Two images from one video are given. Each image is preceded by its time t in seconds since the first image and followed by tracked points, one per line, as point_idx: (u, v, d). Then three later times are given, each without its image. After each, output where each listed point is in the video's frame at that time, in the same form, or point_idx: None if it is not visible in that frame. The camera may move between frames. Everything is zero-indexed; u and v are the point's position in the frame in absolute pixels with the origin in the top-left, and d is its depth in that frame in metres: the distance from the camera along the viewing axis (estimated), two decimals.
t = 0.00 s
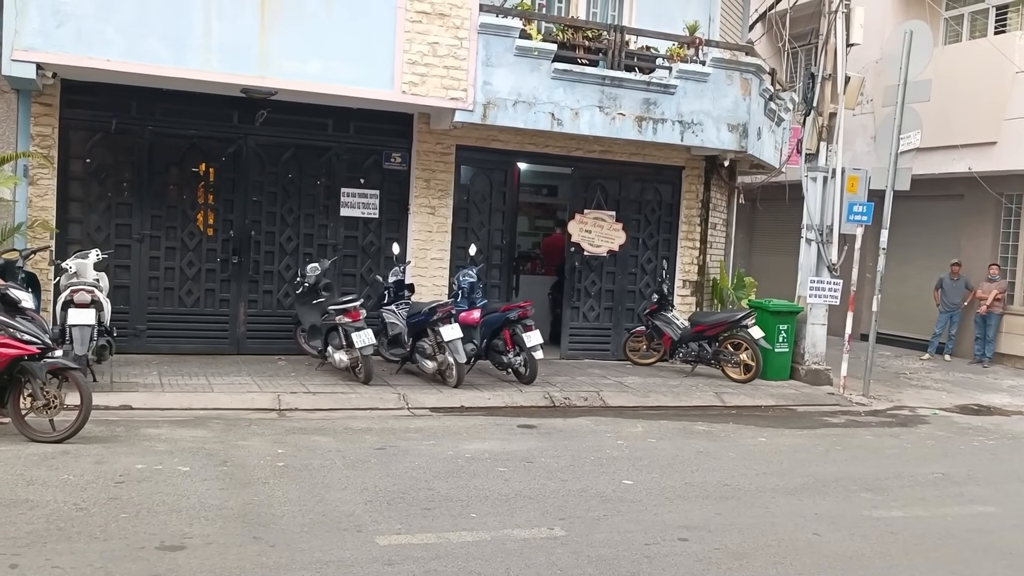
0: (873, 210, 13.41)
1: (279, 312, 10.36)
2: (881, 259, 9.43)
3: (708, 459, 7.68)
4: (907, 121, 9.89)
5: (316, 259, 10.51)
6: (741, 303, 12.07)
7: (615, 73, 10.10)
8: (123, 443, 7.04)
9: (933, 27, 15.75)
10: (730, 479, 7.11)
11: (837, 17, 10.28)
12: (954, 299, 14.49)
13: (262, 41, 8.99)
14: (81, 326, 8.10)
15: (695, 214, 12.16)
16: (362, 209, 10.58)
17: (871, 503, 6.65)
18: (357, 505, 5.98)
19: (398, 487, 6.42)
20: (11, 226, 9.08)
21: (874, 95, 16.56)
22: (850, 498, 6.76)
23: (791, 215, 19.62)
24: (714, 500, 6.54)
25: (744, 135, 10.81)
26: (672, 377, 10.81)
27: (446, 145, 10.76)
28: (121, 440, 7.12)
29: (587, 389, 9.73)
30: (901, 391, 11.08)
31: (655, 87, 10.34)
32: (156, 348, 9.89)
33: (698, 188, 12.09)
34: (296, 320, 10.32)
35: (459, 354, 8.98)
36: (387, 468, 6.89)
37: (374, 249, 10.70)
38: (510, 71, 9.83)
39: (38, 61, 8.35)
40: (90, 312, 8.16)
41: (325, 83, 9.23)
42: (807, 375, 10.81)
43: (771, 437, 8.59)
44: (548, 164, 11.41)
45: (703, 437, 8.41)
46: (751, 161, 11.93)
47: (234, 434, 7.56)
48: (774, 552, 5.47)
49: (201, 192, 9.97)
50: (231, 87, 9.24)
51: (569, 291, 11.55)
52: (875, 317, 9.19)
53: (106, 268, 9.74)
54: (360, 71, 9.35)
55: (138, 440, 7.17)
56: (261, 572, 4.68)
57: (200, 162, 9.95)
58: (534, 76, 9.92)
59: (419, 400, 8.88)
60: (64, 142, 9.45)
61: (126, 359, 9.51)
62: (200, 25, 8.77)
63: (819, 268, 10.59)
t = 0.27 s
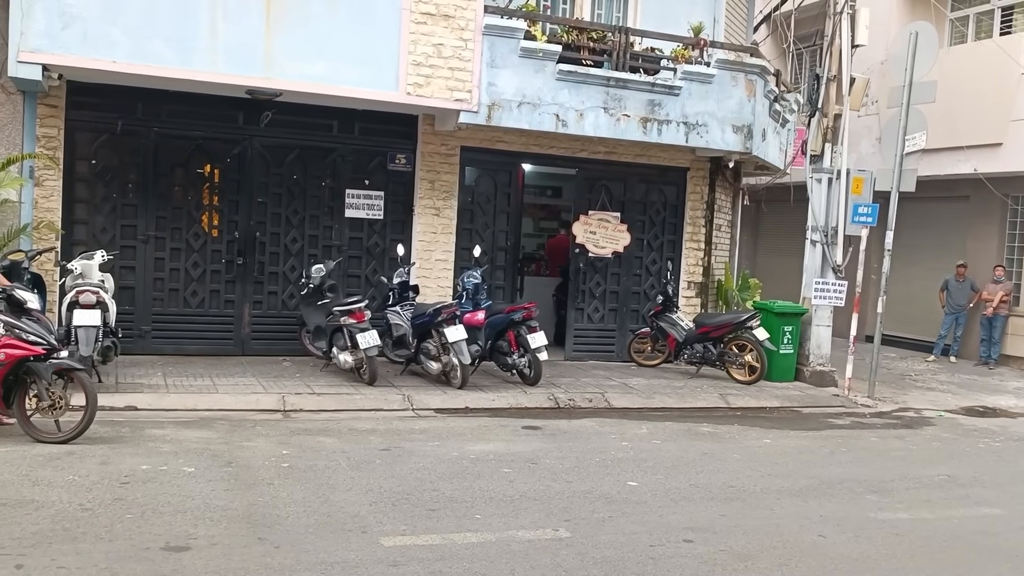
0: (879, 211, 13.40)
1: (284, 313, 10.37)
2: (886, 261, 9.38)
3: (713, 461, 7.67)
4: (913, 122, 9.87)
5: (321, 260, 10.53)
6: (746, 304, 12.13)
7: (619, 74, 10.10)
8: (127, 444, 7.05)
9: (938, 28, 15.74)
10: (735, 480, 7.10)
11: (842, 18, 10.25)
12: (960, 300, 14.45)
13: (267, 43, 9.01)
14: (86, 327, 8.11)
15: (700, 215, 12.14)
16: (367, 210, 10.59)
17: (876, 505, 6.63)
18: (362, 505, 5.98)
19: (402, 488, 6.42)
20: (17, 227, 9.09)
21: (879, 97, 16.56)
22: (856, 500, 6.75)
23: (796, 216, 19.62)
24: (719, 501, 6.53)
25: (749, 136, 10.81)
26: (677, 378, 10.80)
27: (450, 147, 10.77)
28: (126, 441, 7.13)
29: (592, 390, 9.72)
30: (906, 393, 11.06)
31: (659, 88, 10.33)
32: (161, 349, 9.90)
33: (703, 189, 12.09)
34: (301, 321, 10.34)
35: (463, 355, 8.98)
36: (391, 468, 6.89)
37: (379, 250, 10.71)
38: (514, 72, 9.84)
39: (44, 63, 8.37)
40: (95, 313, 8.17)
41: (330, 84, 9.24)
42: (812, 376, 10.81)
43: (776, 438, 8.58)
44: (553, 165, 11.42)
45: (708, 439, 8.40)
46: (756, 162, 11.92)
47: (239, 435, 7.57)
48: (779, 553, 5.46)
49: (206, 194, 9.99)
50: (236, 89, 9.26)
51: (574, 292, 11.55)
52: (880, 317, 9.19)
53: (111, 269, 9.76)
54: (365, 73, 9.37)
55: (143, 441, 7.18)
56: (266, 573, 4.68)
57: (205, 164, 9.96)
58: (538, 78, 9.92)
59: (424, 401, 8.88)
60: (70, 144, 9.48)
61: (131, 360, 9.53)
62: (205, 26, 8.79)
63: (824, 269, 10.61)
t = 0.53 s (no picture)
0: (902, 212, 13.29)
1: (305, 315, 10.42)
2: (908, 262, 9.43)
3: (734, 463, 7.63)
4: (936, 122, 9.79)
5: (342, 261, 10.57)
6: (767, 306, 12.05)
7: (640, 75, 10.08)
8: (150, 444, 7.10)
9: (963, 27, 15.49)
10: (755, 483, 7.06)
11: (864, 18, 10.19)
12: (984, 302, 14.32)
13: (289, 45, 9.05)
14: (109, 328, 8.16)
15: (721, 216, 12.10)
16: (387, 211, 10.62)
17: (899, 508, 6.58)
18: (383, 506, 5.99)
19: (423, 489, 6.43)
20: (42, 229, 9.18)
21: (902, 97, 16.44)
22: (879, 503, 6.70)
23: (817, 217, 19.51)
24: (740, 504, 6.50)
25: (769, 137, 10.76)
26: (697, 380, 10.76)
27: (470, 148, 10.78)
28: (148, 441, 7.18)
29: (613, 392, 9.70)
30: (929, 395, 10.96)
31: (680, 89, 10.31)
32: (183, 350, 9.97)
33: (724, 190, 12.04)
34: (322, 322, 10.38)
35: (483, 356, 8.99)
36: (412, 469, 6.90)
37: (399, 252, 10.74)
38: (535, 73, 9.83)
39: (68, 66, 8.45)
40: (119, 314, 8.23)
41: (351, 86, 9.27)
42: (834, 378, 10.72)
43: (797, 441, 8.53)
44: (572, 166, 11.41)
45: (729, 441, 8.36)
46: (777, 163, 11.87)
47: (261, 435, 7.61)
48: (801, 556, 5.43)
49: (228, 195, 10.05)
50: (258, 91, 9.32)
51: (594, 294, 11.53)
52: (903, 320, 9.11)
53: (134, 270, 9.83)
54: (386, 75, 9.40)
55: (165, 441, 7.22)
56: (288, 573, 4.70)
57: (227, 166, 10.02)
58: (558, 79, 9.91)
59: (444, 402, 8.89)
60: (94, 146, 9.56)
61: (153, 361, 9.59)
62: (227, 29, 8.85)
63: (846, 271, 10.54)
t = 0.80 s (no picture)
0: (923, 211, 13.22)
1: (324, 315, 10.47)
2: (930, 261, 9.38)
3: (754, 463, 7.60)
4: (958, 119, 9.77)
5: (361, 261, 10.60)
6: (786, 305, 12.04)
7: (659, 74, 10.06)
8: (171, 443, 7.15)
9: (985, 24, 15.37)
10: (775, 483, 7.03)
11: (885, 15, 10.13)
12: (1007, 301, 14.21)
13: (308, 46, 9.09)
14: (131, 328, 8.21)
15: (740, 215, 12.05)
16: (406, 212, 10.65)
17: (921, 508, 6.53)
18: (402, 506, 6.01)
19: (443, 488, 6.44)
20: (65, 230, 9.24)
21: (923, 95, 16.33)
22: (900, 503, 6.65)
23: (837, 216, 19.42)
24: (759, 504, 6.48)
25: (789, 136, 10.72)
26: (717, 380, 10.73)
27: (489, 148, 10.79)
28: (170, 441, 7.23)
29: (632, 392, 9.69)
30: (951, 395, 10.88)
31: (699, 88, 10.28)
32: (203, 350, 10.02)
33: (743, 189, 12.00)
34: (341, 322, 10.42)
35: (502, 356, 9.00)
36: (431, 469, 6.92)
37: (418, 252, 10.76)
38: (553, 73, 9.83)
39: (90, 69, 8.53)
40: (140, 314, 8.28)
41: (370, 87, 9.30)
42: (854, 378, 10.67)
43: (818, 441, 8.49)
44: (591, 165, 11.40)
45: (748, 441, 8.33)
46: (796, 162, 11.81)
47: (281, 435, 7.64)
48: (821, 556, 5.40)
49: (248, 196, 10.10)
50: (277, 92, 9.37)
51: (613, 293, 11.51)
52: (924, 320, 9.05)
53: (155, 271, 9.90)
54: (404, 75, 9.42)
55: (186, 441, 7.27)
56: (309, 572, 4.72)
57: (247, 166, 10.07)
58: (577, 78, 9.91)
59: (462, 402, 8.91)
60: (115, 147, 9.64)
61: (174, 360, 9.66)
62: (247, 31, 8.90)
63: (866, 270, 10.48)
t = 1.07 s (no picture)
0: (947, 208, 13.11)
1: (344, 313, 10.51)
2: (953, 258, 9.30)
3: (776, 461, 7.56)
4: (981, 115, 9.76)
5: (380, 260, 10.63)
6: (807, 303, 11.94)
7: (678, 71, 10.04)
8: (193, 441, 7.19)
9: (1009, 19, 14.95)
10: (797, 481, 6.98)
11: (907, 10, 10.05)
12: None
13: (327, 45, 9.12)
14: (153, 327, 8.25)
15: (760, 213, 12.00)
16: (425, 210, 10.68)
17: (945, 507, 6.48)
18: (423, 504, 6.01)
19: (463, 486, 6.45)
20: (88, 229, 9.30)
21: (946, 90, 16.20)
22: (923, 502, 6.60)
23: (859, 213, 19.29)
24: (781, 502, 6.44)
25: (810, 132, 10.66)
26: (737, 378, 10.68)
27: (507, 146, 10.79)
28: (192, 439, 7.27)
29: (652, 390, 9.66)
30: (975, 393, 10.79)
31: (718, 85, 10.24)
32: (224, 349, 10.08)
33: (763, 186, 11.95)
34: (361, 321, 10.46)
35: (522, 355, 9.00)
36: (452, 467, 6.92)
37: (437, 250, 10.79)
38: (572, 71, 9.83)
39: (112, 69, 8.59)
40: (162, 313, 8.30)
41: (389, 86, 9.32)
42: (877, 376, 10.59)
43: (840, 439, 8.44)
44: (610, 163, 11.38)
45: (770, 439, 8.29)
46: (817, 158, 11.76)
47: (302, 433, 7.67)
48: (844, 555, 5.36)
49: (268, 195, 10.15)
50: (297, 91, 9.41)
51: (632, 292, 11.49)
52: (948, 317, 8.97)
53: (177, 270, 9.96)
54: (423, 74, 9.44)
55: (208, 439, 7.31)
56: (331, 569, 4.73)
57: (267, 165, 10.12)
58: (596, 76, 9.89)
59: (482, 400, 8.92)
60: (137, 147, 9.70)
61: (196, 359, 9.72)
62: (267, 31, 8.94)
63: (888, 267, 10.43)
